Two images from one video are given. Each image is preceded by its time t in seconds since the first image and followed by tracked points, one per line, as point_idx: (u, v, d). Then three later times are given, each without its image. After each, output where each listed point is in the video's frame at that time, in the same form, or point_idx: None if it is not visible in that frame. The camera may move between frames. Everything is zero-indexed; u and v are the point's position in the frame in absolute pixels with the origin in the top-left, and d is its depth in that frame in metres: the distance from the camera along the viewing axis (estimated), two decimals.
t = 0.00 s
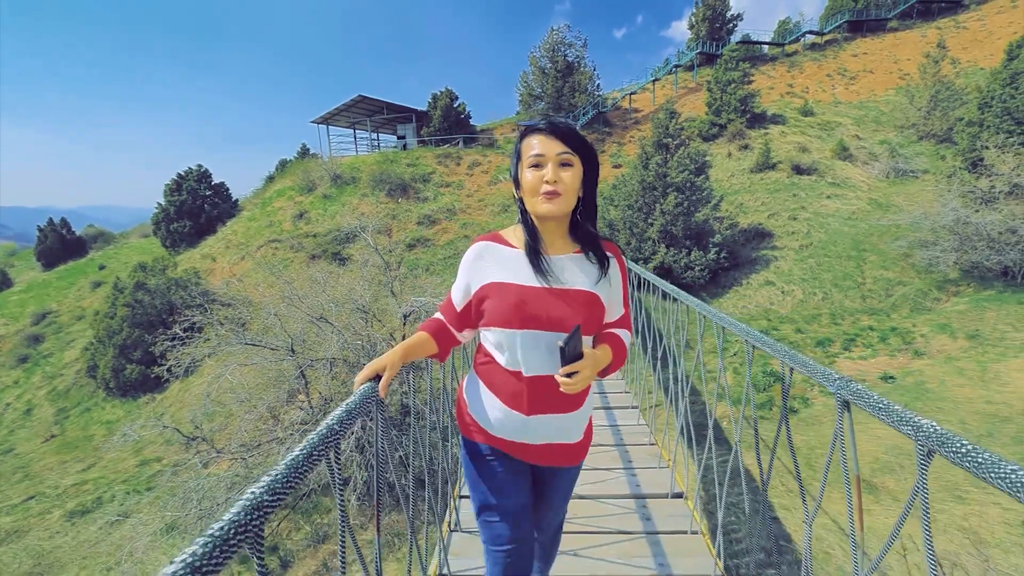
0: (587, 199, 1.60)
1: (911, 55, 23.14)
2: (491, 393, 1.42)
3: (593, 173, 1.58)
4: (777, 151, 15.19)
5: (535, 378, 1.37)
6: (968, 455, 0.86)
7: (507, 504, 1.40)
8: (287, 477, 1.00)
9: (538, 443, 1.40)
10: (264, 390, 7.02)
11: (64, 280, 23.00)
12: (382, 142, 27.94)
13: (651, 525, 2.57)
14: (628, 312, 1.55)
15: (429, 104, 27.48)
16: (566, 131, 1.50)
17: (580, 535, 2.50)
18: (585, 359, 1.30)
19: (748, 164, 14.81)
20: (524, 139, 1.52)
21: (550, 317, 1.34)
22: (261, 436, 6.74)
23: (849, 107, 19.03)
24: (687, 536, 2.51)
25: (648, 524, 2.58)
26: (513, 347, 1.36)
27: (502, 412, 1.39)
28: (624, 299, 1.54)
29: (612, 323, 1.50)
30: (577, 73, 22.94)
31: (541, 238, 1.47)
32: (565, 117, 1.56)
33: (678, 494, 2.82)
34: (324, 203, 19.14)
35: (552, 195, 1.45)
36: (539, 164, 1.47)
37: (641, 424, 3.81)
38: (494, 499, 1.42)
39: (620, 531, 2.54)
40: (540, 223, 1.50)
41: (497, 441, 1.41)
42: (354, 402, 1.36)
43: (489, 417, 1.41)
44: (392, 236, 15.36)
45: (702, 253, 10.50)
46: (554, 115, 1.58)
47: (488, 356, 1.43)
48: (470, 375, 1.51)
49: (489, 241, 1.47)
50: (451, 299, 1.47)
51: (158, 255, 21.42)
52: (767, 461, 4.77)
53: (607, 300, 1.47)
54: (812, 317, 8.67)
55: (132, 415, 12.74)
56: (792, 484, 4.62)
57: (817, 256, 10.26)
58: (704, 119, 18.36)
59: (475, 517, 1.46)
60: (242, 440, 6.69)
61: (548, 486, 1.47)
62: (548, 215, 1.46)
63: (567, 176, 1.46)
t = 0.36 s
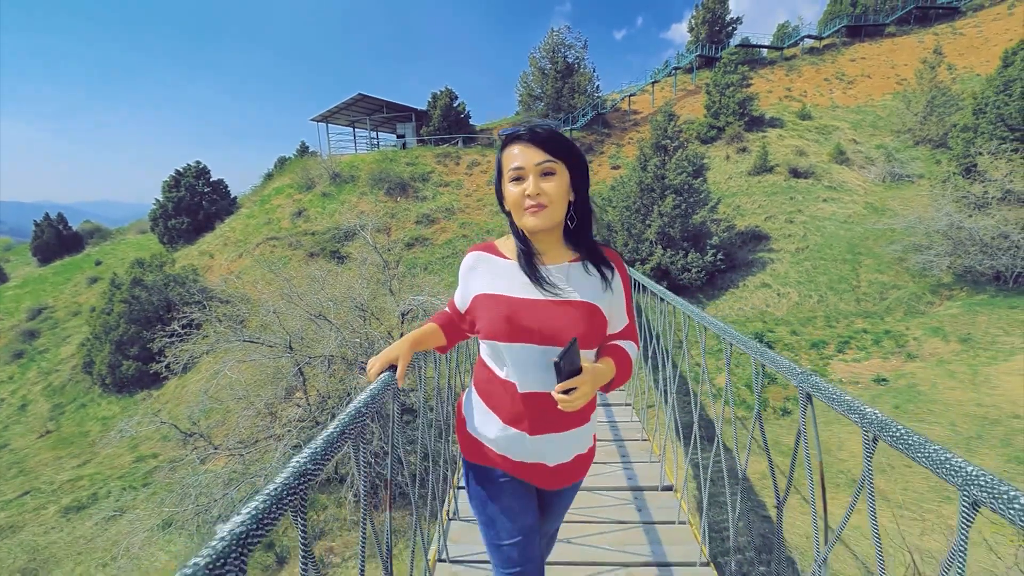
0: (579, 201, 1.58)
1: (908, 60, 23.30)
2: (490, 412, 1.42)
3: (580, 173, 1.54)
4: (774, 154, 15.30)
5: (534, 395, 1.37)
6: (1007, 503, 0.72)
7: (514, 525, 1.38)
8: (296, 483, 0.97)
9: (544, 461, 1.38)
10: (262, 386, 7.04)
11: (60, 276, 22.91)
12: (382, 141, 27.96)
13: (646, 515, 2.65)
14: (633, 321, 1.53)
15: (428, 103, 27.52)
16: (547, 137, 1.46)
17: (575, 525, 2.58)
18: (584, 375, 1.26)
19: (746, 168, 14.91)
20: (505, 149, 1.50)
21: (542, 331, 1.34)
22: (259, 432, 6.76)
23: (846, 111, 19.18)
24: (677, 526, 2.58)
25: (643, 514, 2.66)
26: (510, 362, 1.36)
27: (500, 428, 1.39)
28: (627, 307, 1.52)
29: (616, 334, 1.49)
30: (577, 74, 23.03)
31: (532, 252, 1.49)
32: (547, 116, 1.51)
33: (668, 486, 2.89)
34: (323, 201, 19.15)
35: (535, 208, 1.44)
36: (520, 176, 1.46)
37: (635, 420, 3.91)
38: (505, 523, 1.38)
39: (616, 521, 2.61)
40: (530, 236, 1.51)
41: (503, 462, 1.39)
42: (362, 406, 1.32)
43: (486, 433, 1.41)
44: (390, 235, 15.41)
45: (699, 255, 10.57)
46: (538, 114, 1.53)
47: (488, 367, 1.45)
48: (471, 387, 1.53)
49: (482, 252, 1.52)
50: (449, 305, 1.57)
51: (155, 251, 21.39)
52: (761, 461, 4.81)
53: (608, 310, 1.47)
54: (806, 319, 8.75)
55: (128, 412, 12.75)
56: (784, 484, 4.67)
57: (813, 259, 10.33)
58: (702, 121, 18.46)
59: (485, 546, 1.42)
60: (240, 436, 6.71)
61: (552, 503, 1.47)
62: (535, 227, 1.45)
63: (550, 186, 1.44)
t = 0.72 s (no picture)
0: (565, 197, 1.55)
1: (907, 61, 23.34)
2: (481, 419, 1.44)
3: (566, 168, 1.51)
4: (773, 155, 15.33)
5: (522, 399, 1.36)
6: (961, 471, 0.78)
7: (504, 542, 1.44)
8: (284, 479, 0.96)
9: (531, 474, 1.39)
10: (261, 385, 7.06)
11: (60, 274, 22.93)
12: (381, 140, 27.97)
13: (638, 500, 2.74)
14: (636, 327, 1.46)
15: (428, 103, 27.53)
16: (529, 134, 1.41)
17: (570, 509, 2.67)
18: (557, 375, 1.19)
19: (744, 168, 14.94)
20: (485, 147, 1.48)
21: (527, 329, 1.33)
22: (260, 430, 6.79)
23: (845, 111, 19.21)
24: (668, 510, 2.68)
25: (636, 499, 2.75)
26: (498, 364, 1.36)
27: (489, 438, 1.41)
28: (628, 311, 1.46)
29: (614, 340, 1.42)
30: (576, 74, 23.05)
31: (517, 251, 1.48)
32: (531, 109, 1.46)
33: (659, 473, 2.99)
34: (322, 200, 19.16)
35: (517, 210, 1.43)
36: (499, 178, 1.44)
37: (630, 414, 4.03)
38: (495, 543, 1.45)
39: (609, 505, 2.70)
40: (516, 236, 1.49)
41: (487, 476, 1.42)
42: (347, 406, 1.31)
43: (478, 442, 1.43)
44: (390, 234, 15.45)
45: (696, 255, 10.59)
46: (521, 107, 1.48)
47: (479, 371, 1.45)
48: (463, 395, 1.55)
49: (476, 248, 1.56)
50: (438, 307, 1.59)
51: (155, 250, 21.42)
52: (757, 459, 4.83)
53: (604, 312, 1.41)
54: (803, 320, 8.78)
55: (128, 410, 12.77)
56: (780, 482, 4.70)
57: (810, 260, 10.37)
58: (701, 121, 18.48)
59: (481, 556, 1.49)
60: (241, 434, 6.74)
61: (549, 521, 1.49)
62: (519, 228, 1.44)
63: (530, 185, 1.42)
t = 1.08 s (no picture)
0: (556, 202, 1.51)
1: (906, 60, 23.33)
2: (473, 418, 1.42)
3: (559, 175, 1.46)
4: (771, 154, 15.31)
5: (515, 399, 1.32)
6: (918, 448, 0.82)
7: (495, 538, 1.40)
8: (265, 484, 0.90)
9: (521, 470, 1.34)
10: (260, 385, 7.00)
11: (60, 275, 22.88)
12: (380, 141, 27.97)
13: (627, 493, 2.78)
14: (621, 321, 1.40)
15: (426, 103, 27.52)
16: (523, 142, 1.35)
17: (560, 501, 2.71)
18: (556, 377, 1.14)
19: (742, 168, 14.91)
20: (476, 154, 1.41)
21: (517, 333, 1.29)
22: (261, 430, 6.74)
23: (844, 111, 19.20)
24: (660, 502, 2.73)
25: (626, 492, 2.79)
26: (489, 369, 1.32)
27: (481, 434, 1.39)
28: (614, 306, 1.40)
29: (601, 336, 1.37)
30: (574, 74, 23.06)
31: (509, 259, 1.43)
32: (522, 114, 1.41)
33: (653, 468, 3.05)
34: (321, 201, 19.13)
35: (513, 220, 1.37)
36: (494, 188, 1.38)
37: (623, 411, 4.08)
38: (489, 550, 1.41)
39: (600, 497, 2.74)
40: (508, 244, 1.45)
41: (479, 477, 1.40)
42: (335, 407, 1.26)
43: (471, 440, 1.41)
44: (389, 235, 15.43)
45: (695, 255, 10.55)
46: (512, 111, 1.43)
47: (470, 376, 1.42)
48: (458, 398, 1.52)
49: (462, 254, 1.51)
50: (429, 313, 1.54)
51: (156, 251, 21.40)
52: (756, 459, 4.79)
53: (593, 311, 1.35)
54: (802, 319, 8.74)
55: (130, 410, 12.74)
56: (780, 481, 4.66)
57: (809, 259, 10.34)
58: (700, 121, 18.46)
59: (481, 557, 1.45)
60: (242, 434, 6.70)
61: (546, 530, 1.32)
62: (513, 239, 1.40)
63: (528, 196, 1.37)
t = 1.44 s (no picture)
0: (553, 204, 1.55)
1: (905, 57, 23.33)
2: (469, 414, 1.49)
3: (556, 177, 1.52)
4: (771, 153, 15.34)
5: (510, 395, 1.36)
6: (875, 428, 0.91)
7: (493, 524, 1.51)
8: (263, 469, 0.93)
9: (504, 465, 1.41)
10: (262, 385, 7.04)
11: (62, 278, 22.97)
12: (380, 142, 28.04)
13: (620, 483, 2.84)
14: (616, 320, 1.44)
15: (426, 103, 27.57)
16: (521, 143, 1.41)
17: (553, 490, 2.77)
18: (562, 336, 1.19)
19: (742, 167, 14.95)
20: (477, 155, 1.46)
21: (513, 331, 1.33)
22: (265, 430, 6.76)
23: (843, 110, 19.22)
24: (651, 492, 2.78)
25: (618, 482, 2.85)
26: (486, 364, 1.36)
27: (478, 431, 1.46)
28: (608, 304, 1.43)
29: (598, 332, 1.40)
30: (573, 74, 23.11)
31: (506, 258, 1.48)
32: (520, 117, 1.47)
33: (645, 460, 3.09)
34: (322, 202, 19.19)
35: (513, 218, 1.42)
36: (496, 186, 1.42)
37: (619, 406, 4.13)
38: (489, 531, 1.54)
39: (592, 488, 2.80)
40: (506, 242, 1.49)
41: (476, 469, 1.49)
42: (332, 398, 1.30)
43: (468, 436, 1.49)
44: (389, 236, 15.51)
45: (694, 254, 10.59)
46: (511, 115, 1.49)
47: (467, 373, 1.46)
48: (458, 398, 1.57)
49: (457, 254, 1.54)
50: (429, 312, 1.58)
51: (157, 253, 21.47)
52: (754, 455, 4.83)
53: (585, 308, 1.39)
54: (800, 317, 8.78)
55: (133, 411, 12.81)
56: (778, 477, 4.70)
57: (808, 257, 10.37)
58: (699, 120, 18.50)
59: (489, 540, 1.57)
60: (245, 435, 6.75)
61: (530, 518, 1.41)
62: (512, 237, 1.44)
63: (527, 195, 1.42)
